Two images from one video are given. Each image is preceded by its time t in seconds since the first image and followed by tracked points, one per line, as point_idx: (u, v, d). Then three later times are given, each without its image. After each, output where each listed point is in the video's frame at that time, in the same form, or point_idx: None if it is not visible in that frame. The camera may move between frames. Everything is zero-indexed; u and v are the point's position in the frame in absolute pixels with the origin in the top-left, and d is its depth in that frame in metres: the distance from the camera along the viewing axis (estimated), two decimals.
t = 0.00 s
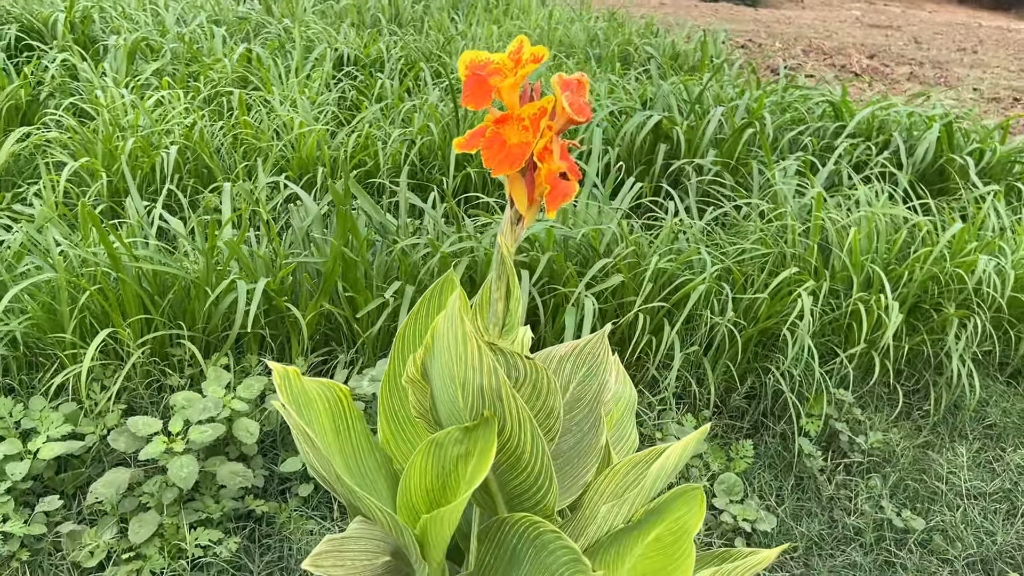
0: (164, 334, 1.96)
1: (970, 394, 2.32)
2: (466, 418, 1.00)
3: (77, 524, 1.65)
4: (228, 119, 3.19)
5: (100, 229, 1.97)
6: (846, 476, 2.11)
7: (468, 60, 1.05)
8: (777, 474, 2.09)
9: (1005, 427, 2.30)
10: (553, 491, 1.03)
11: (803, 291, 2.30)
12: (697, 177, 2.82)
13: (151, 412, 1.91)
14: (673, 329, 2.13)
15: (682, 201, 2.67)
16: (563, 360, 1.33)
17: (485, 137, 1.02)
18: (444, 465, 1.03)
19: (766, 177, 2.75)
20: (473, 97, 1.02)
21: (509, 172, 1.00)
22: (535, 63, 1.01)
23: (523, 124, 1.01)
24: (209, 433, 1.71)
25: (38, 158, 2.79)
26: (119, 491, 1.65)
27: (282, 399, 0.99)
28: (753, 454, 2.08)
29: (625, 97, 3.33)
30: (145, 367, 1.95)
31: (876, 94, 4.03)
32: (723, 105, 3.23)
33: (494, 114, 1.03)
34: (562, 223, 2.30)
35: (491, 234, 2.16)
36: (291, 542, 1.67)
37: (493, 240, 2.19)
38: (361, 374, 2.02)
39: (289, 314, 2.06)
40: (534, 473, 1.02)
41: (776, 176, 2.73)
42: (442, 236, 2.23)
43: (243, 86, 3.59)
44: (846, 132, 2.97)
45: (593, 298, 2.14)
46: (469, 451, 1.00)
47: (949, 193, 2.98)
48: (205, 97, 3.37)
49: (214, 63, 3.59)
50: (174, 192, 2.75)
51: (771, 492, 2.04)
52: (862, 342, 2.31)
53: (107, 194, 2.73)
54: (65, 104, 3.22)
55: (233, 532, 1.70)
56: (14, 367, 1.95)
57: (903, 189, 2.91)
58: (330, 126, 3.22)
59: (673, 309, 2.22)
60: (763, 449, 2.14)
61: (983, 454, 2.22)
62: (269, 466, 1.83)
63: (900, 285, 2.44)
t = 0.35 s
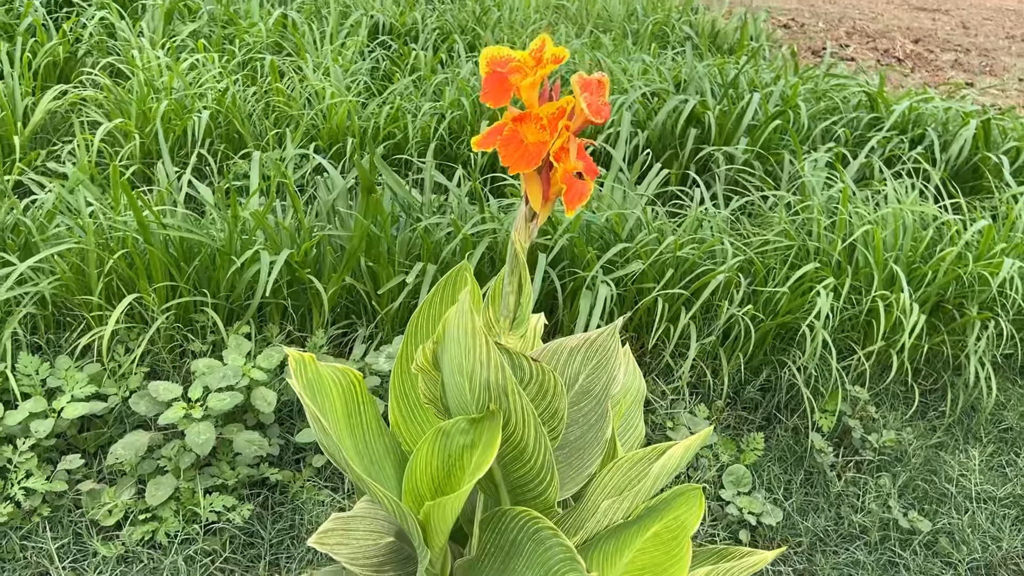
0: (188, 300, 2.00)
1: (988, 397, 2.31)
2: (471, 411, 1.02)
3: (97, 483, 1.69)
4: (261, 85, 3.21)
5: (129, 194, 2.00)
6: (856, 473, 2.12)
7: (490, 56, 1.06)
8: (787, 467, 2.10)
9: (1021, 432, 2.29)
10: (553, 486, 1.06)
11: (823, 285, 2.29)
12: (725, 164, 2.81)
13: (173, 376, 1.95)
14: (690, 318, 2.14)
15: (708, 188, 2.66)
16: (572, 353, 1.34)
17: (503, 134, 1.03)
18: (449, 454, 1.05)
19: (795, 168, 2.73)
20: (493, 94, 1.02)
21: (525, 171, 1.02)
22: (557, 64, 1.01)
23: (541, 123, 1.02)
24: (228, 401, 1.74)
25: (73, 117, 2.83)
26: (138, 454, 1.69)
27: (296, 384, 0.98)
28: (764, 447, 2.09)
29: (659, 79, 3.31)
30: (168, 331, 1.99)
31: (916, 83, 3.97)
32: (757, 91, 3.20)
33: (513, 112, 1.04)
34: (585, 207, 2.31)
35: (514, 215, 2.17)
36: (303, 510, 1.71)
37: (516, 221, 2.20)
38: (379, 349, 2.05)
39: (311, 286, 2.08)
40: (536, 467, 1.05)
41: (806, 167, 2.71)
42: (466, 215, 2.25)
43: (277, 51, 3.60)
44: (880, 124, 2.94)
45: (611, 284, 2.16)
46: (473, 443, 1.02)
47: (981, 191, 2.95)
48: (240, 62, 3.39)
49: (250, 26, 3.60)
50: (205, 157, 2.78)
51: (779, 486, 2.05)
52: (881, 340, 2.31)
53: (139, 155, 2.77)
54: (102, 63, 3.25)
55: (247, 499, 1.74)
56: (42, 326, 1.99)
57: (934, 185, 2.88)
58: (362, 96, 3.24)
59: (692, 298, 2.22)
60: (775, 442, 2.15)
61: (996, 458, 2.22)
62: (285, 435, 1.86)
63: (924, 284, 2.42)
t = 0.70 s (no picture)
0: (203, 276, 1.99)
1: (1006, 414, 2.27)
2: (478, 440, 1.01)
3: (104, 460, 1.70)
4: (287, 49, 3.17)
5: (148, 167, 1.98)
6: (866, 486, 2.10)
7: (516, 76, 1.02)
8: (796, 476, 2.08)
9: None
10: (557, 519, 1.04)
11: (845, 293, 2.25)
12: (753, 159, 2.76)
13: (184, 353, 1.94)
14: (707, 322, 2.11)
15: (734, 183, 2.61)
16: (585, 369, 1.31)
17: (524, 158, 1.00)
18: (453, 479, 1.03)
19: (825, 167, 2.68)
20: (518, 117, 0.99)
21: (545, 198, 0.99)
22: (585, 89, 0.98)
23: (564, 149, 0.99)
24: (237, 386, 1.73)
25: (96, 75, 2.81)
26: (146, 434, 1.69)
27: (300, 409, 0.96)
28: (774, 455, 2.07)
29: (691, 62, 3.23)
30: (182, 308, 1.98)
31: (955, 77, 3.87)
32: (791, 82, 3.12)
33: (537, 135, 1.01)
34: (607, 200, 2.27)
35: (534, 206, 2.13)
36: (308, 498, 1.70)
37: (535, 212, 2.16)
38: (392, 336, 2.03)
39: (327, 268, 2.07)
40: (540, 498, 1.03)
41: (836, 166, 2.65)
42: (485, 202, 2.21)
43: (305, 13, 3.55)
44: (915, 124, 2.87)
45: (629, 282, 2.13)
46: (479, 471, 1.01)
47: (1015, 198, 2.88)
48: (267, 23, 3.34)
49: None
50: (227, 123, 2.76)
51: (787, 495, 2.03)
52: (900, 351, 2.27)
53: (161, 118, 2.74)
54: (129, 20, 3.22)
55: (252, 483, 1.74)
56: (56, 295, 1.99)
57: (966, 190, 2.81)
58: (388, 67, 3.19)
59: (710, 300, 2.19)
60: (785, 450, 2.13)
61: (1009, 478, 2.19)
62: (293, 420, 1.86)
63: (948, 295, 2.37)
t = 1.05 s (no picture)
0: (215, 240, 1.95)
1: None
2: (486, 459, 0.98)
3: (108, 425, 1.68)
4: None
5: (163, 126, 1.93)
6: (876, 491, 2.07)
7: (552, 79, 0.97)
8: (805, 476, 2.05)
9: None
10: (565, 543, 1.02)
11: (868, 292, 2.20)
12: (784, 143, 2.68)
13: (194, 318, 1.92)
14: (726, 315, 2.06)
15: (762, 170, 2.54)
16: (601, 375, 1.27)
17: (555, 168, 0.95)
18: (459, 495, 1.00)
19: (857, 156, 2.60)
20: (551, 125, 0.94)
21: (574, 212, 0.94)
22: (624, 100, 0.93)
23: (597, 160, 0.94)
24: (245, 359, 1.70)
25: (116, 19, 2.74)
26: (150, 404, 1.67)
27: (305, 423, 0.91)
28: (785, 454, 2.04)
29: (727, 35, 3.13)
30: (193, 271, 1.95)
31: (998, 63, 3.74)
32: (828, 63, 3.02)
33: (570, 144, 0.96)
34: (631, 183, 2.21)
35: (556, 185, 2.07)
36: (311, 476, 1.68)
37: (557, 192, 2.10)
38: (404, 312, 2.00)
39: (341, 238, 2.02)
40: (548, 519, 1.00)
41: (869, 156, 2.57)
42: (507, 178, 2.16)
43: None
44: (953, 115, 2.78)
45: (647, 271, 2.08)
46: (486, 490, 0.98)
47: None
48: None
49: None
50: (247, 76, 2.69)
51: (795, 496, 2.00)
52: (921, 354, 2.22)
53: (179, 67, 2.68)
54: None
55: (256, 457, 1.72)
56: (67, 250, 1.96)
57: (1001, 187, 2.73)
58: (413, 25, 3.10)
59: (730, 292, 2.14)
60: (796, 449, 2.09)
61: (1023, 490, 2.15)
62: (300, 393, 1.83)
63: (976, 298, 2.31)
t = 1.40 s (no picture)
0: (230, 209, 1.92)
1: None
2: (498, 487, 0.96)
3: (115, 395, 1.67)
4: None
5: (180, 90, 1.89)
6: (882, 495, 2.05)
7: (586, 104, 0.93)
8: (812, 477, 2.04)
9: None
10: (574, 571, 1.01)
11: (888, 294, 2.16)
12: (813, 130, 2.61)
13: (205, 287, 1.89)
14: (743, 312, 2.02)
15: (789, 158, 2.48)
16: (617, 389, 1.25)
17: (583, 198, 0.91)
18: (467, 517, 0.99)
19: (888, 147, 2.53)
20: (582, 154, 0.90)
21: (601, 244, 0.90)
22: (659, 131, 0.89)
23: (630, 193, 0.90)
24: (254, 336, 1.68)
25: None
26: (159, 376, 1.65)
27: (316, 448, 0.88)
28: (793, 454, 2.02)
29: (762, 9, 3.03)
30: (205, 239, 1.92)
31: None
32: (864, 45, 2.93)
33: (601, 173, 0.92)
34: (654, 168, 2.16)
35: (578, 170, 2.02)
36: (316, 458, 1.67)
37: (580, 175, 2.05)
38: (417, 291, 1.97)
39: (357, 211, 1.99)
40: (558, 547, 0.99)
41: (900, 149, 2.50)
42: (528, 157, 2.10)
43: None
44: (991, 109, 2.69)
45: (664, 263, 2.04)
46: (497, 514, 0.96)
47: None
48: None
49: None
50: (268, 30, 2.62)
51: (800, 497, 1.99)
52: (937, 359, 2.19)
53: (199, 18, 2.61)
54: None
55: (262, 435, 1.71)
56: (80, 212, 1.94)
57: None
58: None
59: (748, 287, 2.11)
60: (804, 449, 2.08)
61: None
62: (309, 370, 1.82)
63: (999, 304, 2.26)
